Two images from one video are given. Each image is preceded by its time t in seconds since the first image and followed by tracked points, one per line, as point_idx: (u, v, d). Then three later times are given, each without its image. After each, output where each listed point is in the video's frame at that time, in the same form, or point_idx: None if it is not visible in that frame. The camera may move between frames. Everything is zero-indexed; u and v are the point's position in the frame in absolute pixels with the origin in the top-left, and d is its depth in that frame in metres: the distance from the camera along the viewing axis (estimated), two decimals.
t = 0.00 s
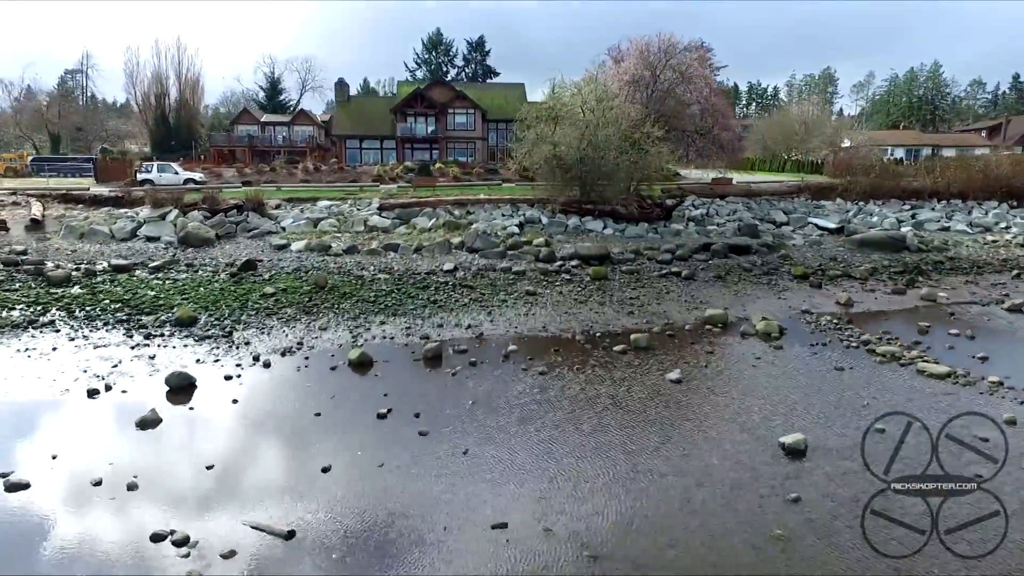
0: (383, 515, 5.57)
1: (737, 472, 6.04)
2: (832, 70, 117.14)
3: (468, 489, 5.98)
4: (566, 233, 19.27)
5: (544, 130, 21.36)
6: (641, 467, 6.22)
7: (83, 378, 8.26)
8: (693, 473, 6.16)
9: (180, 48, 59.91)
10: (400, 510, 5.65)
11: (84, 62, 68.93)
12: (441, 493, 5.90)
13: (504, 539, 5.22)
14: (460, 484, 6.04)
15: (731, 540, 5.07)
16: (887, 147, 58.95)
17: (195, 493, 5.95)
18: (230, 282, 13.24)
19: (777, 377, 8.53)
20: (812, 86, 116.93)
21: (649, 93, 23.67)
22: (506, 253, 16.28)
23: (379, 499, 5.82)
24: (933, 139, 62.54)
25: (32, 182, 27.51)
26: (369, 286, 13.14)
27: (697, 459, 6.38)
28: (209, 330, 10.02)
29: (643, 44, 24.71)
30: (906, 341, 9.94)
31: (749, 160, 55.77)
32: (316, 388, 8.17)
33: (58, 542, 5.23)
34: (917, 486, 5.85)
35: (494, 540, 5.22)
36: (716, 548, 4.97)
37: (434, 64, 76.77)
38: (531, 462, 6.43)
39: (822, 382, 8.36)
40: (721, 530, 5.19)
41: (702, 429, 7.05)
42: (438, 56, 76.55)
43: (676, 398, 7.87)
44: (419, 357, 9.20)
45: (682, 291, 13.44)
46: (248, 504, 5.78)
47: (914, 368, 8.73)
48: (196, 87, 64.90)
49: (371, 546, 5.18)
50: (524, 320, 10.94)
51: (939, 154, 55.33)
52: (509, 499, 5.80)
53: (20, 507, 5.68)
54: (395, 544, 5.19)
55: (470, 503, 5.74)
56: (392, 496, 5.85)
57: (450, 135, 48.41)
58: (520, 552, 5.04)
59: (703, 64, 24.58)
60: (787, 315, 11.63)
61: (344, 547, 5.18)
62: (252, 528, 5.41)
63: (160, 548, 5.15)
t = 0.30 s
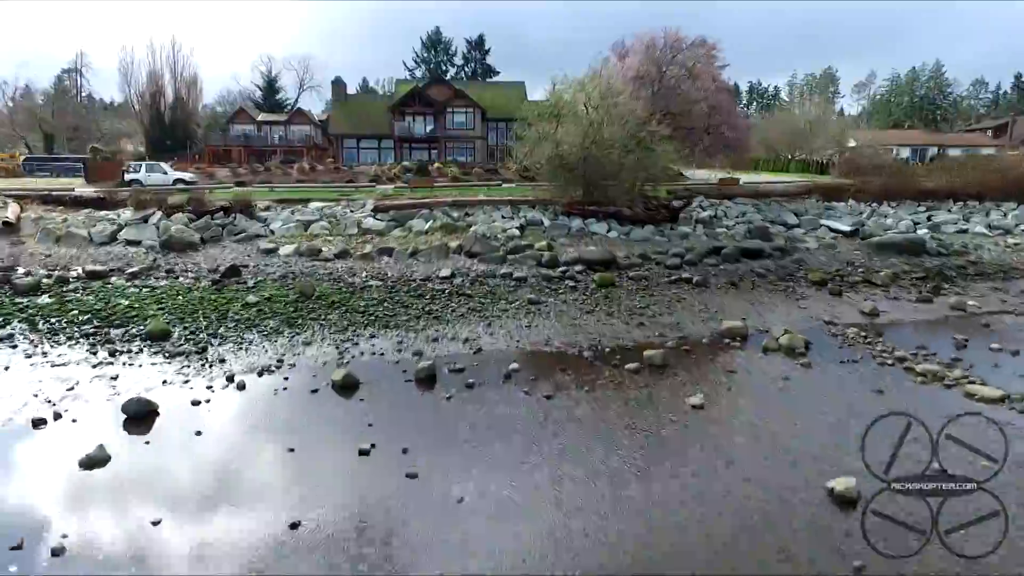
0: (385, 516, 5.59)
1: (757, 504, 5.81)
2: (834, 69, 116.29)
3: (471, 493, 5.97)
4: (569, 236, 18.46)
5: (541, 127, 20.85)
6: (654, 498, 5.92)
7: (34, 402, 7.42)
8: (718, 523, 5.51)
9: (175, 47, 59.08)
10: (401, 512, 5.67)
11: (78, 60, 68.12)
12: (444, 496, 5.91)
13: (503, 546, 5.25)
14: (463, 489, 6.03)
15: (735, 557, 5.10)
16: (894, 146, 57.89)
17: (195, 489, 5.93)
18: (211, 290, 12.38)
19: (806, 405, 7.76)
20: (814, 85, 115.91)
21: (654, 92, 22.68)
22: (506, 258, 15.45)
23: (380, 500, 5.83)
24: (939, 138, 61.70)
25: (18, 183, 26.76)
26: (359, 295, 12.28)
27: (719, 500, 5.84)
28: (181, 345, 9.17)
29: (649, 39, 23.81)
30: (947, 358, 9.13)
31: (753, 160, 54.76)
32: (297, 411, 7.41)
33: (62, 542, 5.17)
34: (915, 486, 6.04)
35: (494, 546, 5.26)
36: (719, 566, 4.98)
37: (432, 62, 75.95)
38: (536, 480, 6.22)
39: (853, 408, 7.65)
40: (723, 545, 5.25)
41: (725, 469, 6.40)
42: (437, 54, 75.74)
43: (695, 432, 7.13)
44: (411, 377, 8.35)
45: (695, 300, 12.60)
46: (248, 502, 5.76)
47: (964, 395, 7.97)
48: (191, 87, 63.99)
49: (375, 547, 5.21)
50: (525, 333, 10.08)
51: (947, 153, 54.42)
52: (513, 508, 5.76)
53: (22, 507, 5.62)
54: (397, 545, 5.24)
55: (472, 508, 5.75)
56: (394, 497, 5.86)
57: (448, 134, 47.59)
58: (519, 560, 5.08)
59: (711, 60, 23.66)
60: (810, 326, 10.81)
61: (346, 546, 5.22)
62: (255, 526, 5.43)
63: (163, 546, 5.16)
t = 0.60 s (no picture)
0: (388, 516, 5.33)
1: (768, 509, 5.59)
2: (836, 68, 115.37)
3: (475, 495, 5.69)
4: (572, 239, 17.66)
5: (543, 126, 20.07)
6: (665, 513, 5.47)
7: None
8: (751, 573, 4.79)
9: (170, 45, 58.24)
10: (404, 512, 5.40)
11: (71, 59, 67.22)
12: (446, 498, 5.62)
13: (503, 547, 4.99)
14: (465, 490, 5.75)
15: (736, 557, 4.96)
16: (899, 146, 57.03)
17: (194, 487, 5.68)
18: (189, 299, 11.49)
19: (840, 429, 6.99)
20: (815, 84, 115.08)
21: (659, 88, 21.83)
22: (506, 262, 14.61)
23: (383, 500, 5.57)
24: (945, 138, 60.77)
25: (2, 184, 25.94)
26: (348, 304, 11.42)
27: (741, 529, 5.28)
28: (147, 363, 8.26)
29: (654, 34, 22.96)
30: (991, 376, 8.32)
31: (756, 160, 53.90)
32: (274, 436, 6.58)
33: (60, 542, 4.95)
34: (914, 486, 5.91)
35: (494, 549, 4.99)
36: (719, 566, 4.83)
37: (431, 61, 75.04)
38: (538, 491, 5.78)
39: (877, 424, 7.12)
40: (723, 545, 5.09)
41: (755, 505, 5.66)
42: (435, 53, 74.80)
43: (718, 462, 6.33)
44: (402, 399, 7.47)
45: (708, 308, 11.79)
46: (247, 502, 5.51)
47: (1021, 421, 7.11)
48: (185, 86, 62.99)
49: (375, 544, 4.99)
50: (527, 348, 9.20)
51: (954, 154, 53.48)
52: (517, 513, 5.42)
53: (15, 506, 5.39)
54: (398, 545, 4.99)
55: (474, 510, 5.48)
56: (397, 497, 5.60)
57: (446, 133, 46.78)
58: (521, 565, 4.80)
59: (718, 56, 22.76)
60: (836, 339, 10.00)
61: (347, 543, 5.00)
62: (257, 523, 5.20)
63: (162, 547, 4.96)
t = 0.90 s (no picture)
0: (390, 518, 5.10)
1: (769, 510, 5.33)
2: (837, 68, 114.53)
3: (474, 496, 5.43)
4: (574, 242, 16.89)
5: (544, 124, 19.25)
6: (665, 512, 5.29)
7: None
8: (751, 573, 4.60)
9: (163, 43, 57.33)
10: (406, 516, 5.13)
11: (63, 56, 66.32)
12: (445, 502, 5.32)
13: (503, 549, 4.78)
14: (465, 493, 5.44)
15: (735, 557, 4.77)
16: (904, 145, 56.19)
17: (192, 485, 5.45)
18: (160, 309, 10.55)
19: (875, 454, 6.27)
20: (817, 83, 114.58)
21: (665, 85, 20.99)
22: (504, 268, 13.80)
23: (387, 501, 5.32)
24: (950, 138, 59.93)
25: None
26: (334, 315, 10.53)
27: (738, 527, 5.08)
28: (103, 386, 7.31)
29: (659, 28, 22.11)
30: None
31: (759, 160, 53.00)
32: (241, 466, 5.74)
33: (60, 540, 4.78)
34: (915, 487, 5.73)
35: (493, 555, 4.73)
36: (718, 566, 4.65)
37: (430, 60, 74.12)
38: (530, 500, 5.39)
39: (877, 424, 6.89)
40: (723, 543, 4.90)
41: (764, 513, 5.28)
42: (433, 52, 73.88)
43: (735, 484, 5.71)
44: (389, 423, 6.61)
45: (724, 319, 10.95)
46: (244, 500, 5.29)
47: None
48: (178, 84, 61.99)
49: (377, 541, 4.83)
50: (530, 366, 8.32)
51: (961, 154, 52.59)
52: (514, 519, 5.12)
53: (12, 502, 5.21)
54: (399, 547, 4.78)
55: (472, 514, 5.19)
56: (398, 498, 5.37)
57: (444, 132, 45.96)
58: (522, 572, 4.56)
59: (726, 51, 21.89)
60: (863, 353, 9.21)
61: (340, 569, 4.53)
62: (257, 523, 4.99)
63: (161, 546, 4.76)
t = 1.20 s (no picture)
0: (390, 514, 4.88)
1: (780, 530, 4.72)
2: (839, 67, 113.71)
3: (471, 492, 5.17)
4: (576, 246, 16.10)
5: (545, 122, 18.44)
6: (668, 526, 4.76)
7: None
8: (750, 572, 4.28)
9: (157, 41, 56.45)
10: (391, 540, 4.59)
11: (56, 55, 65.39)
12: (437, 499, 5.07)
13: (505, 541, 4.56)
14: (456, 493, 5.14)
15: None
16: (910, 145, 55.42)
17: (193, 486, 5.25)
18: (129, 322, 9.71)
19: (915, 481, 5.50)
20: (819, 83, 113.75)
21: (671, 80, 20.15)
22: (504, 274, 12.98)
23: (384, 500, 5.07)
24: (957, 138, 59.07)
25: None
26: (317, 328, 9.67)
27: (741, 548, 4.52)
28: (50, 414, 6.46)
29: (665, 22, 21.24)
30: None
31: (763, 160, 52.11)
32: (195, 513, 4.89)
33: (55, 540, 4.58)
34: (915, 486, 5.42)
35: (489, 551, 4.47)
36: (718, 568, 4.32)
37: (428, 58, 73.27)
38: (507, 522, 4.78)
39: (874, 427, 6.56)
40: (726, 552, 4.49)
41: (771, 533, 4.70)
42: (432, 50, 73.08)
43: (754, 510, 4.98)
44: (371, 457, 5.74)
45: (741, 331, 10.13)
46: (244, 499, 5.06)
47: None
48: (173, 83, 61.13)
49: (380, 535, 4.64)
50: (532, 389, 7.46)
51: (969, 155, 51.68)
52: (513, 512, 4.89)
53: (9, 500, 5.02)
54: (396, 544, 4.55)
55: (464, 515, 4.86)
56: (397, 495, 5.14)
57: (443, 131, 45.11)
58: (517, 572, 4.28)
59: (735, 46, 21.04)
60: (897, 370, 8.39)
61: None
62: (254, 523, 4.78)
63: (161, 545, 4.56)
